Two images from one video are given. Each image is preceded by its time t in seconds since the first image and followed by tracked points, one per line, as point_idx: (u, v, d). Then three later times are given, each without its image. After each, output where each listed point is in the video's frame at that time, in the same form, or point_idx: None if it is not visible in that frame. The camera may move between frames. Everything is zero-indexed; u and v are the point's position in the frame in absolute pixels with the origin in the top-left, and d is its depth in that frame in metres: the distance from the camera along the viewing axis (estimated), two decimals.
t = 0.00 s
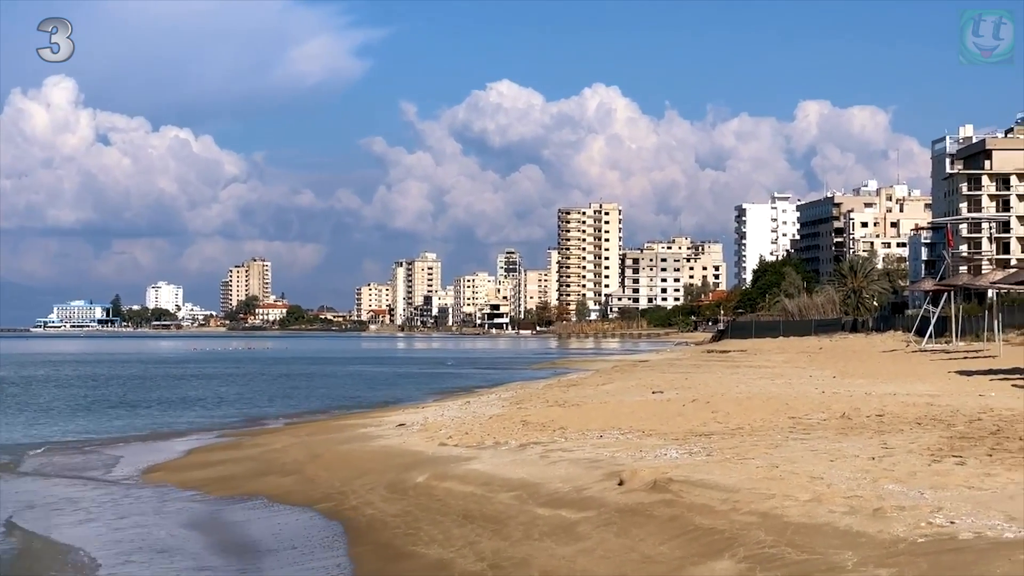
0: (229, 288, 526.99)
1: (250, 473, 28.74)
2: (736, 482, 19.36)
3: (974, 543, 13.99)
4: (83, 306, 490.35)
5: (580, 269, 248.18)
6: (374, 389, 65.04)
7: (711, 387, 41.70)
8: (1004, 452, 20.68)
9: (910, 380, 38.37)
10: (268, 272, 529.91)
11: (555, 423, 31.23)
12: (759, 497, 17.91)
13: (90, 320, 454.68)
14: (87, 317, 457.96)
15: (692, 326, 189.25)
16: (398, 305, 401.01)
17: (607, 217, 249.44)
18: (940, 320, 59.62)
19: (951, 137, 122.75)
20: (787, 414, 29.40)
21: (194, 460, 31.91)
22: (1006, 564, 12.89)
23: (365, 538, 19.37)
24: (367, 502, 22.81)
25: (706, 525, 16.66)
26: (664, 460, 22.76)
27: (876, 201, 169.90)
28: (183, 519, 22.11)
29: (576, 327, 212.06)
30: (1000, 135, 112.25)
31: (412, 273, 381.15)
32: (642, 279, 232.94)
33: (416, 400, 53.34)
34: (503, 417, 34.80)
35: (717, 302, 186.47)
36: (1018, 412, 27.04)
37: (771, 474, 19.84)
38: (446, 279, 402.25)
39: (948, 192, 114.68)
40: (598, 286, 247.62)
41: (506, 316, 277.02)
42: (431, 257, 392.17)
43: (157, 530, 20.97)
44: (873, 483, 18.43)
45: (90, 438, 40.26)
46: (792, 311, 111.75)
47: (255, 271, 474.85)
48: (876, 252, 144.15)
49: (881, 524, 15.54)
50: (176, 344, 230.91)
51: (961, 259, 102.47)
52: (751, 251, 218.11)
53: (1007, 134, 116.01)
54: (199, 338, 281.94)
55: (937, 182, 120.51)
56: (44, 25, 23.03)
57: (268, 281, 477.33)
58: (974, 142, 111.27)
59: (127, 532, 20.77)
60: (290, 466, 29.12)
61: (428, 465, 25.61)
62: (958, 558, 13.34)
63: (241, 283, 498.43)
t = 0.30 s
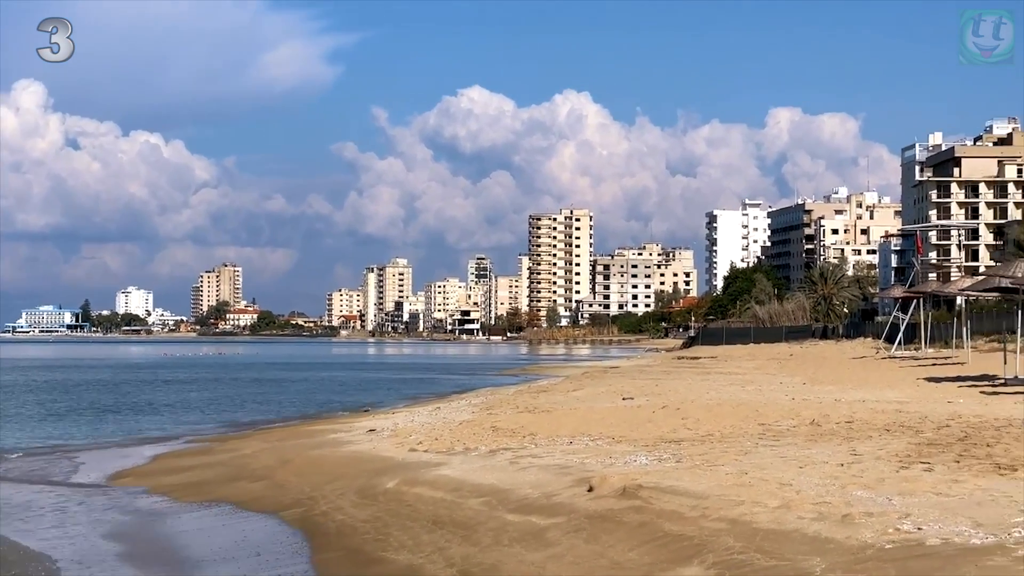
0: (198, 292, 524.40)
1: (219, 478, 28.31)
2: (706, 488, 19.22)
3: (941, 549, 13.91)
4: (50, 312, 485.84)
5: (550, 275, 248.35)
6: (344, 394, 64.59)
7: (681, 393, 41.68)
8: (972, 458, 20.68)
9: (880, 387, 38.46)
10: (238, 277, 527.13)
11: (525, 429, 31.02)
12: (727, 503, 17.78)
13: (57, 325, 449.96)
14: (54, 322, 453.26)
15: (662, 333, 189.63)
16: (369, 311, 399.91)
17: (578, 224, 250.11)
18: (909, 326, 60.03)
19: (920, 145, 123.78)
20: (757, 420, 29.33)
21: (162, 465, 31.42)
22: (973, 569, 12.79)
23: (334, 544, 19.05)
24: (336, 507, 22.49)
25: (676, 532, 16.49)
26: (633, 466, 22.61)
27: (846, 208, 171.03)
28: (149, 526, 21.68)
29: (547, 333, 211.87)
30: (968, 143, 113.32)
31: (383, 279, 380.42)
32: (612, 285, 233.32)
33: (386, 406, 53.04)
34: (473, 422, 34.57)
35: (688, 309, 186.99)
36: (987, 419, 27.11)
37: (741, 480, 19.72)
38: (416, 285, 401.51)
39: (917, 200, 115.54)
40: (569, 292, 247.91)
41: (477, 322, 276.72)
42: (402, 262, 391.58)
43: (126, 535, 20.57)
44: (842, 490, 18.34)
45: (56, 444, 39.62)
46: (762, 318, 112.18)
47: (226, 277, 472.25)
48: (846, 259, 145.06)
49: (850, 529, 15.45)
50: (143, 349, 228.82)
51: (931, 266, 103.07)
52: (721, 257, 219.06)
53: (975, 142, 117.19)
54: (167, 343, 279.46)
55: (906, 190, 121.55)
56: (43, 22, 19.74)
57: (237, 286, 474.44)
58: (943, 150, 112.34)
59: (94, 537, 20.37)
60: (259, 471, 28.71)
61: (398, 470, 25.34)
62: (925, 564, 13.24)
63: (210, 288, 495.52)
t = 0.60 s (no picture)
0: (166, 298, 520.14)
1: (187, 484, 27.80)
2: (675, 495, 19.02)
3: (909, 556, 13.76)
4: (16, 317, 480.24)
5: (521, 282, 248.30)
6: (314, 400, 64.05)
7: (650, 400, 41.59)
8: (940, 465, 20.59)
9: (849, 394, 38.54)
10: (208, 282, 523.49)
11: (495, 436, 30.72)
12: (697, 511, 17.57)
13: (23, 330, 444.62)
14: (20, 328, 447.95)
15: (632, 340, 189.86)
16: (340, 317, 398.27)
17: (549, 230, 250.42)
18: (879, 333, 60.37)
19: (890, 153, 124.48)
20: (726, 427, 29.20)
21: (129, 472, 30.85)
22: None
23: (302, 551, 18.68)
24: (305, 514, 22.09)
25: (645, 539, 16.26)
26: (603, 473, 22.38)
27: (817, 216, 172.16)
28: (115, 534, 21.20)
29: (517, 340, 211.56)
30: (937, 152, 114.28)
31: (354, 285, 379.09)
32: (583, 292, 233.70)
33: (357, 412, 52.58)
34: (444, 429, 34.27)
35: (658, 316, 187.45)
36: (955, 426, 27.12)
37: (711, 487, 19.51)
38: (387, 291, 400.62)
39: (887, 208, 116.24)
40: (539, 299, 248.05)
41: (447, 328, 276.16)
42: (373, 269, 390.39)
43: (91, 544, 20.13)
44: (811, 497, 18.18)
45: (20, 451, 38.88)
46: (733, 325, 112.48)
47: (196, 283, 468.65)
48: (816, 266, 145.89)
49: (819, 537, 15.27)
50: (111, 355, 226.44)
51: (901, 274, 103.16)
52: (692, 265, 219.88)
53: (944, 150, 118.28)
54: (136, 350, 276.70)
55: (876, 198, 122.47)
56: (41, 23, 21.54)
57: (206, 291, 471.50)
58: (913, 158, 113.34)
59: (57, 547, 19.89)
60: (228, 478, 28.23)
61: (367, 477, 24.98)
62: (896, 572, 13.06)
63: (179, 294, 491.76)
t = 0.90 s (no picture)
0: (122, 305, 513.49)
1: (142, 494, 27.03)
2: (632, 505, 18.65)
3: (866, 565, 13.48)
4: None
5: (479, 290, 247.81)
6: (271, 408, 63.03)
7: (608, 409, 41.24)
8: (897, 475, 20.40)
9: (807, 403, 38.41)
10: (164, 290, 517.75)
11: (452, 444, 30.24)
12: (654, 520, 17.22)
13: None
14: None
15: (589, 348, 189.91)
16: (298, 325, 395.29)
17: (507, 239, 250.29)
18: (836, 341, 60.54)
19: (849, 162, 125.78)
20: (684, 437, 28.91)
21: (83, 481, 29.97)
22: None
23: (257, 561, 18.10)
24: (261, 523, 21.48)
25: (602, 548, 15.88)
26: (561, 482, 21.98)
27: (775, 225, 173.17)
28: (66, 545, 20.46)
29: (476, 348, 210.82)
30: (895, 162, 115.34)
31: (313, 292, 376.41)
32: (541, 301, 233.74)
33: (314, 420, 51.74)
34: (401, 437, 33.71)
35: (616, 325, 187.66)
36: (912, 436, 26.99)
37: (668, 497, 19.17)
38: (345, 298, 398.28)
39: (845, 218, 117.11)
40: (498, 307, 247.70)
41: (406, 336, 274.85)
42: (332, 277, 388.13)
43: (38, 555, 19.38)
44: (768, 506, 17.89)
45: None
46: (691, 334, 112.74)
47: (152, 290, 463.21)
48: (774, 275, 146.81)
49: (775, 546, 14.98)
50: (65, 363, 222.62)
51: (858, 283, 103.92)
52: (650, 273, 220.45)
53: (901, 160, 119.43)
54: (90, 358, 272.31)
55: (834, 207, 123.39)
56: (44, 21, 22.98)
57: (162, 298, 466.21)
58: (870, 168, 114.29)
59: (4, 560, 19.13)
60: (184, 487, 27.50)
61: (325, 485, 24.39)
62: None
63: (134, 301, 485.75)
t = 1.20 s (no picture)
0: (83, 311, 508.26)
1: (104, 501, 26.39)
2: (597, 512, 18.36)
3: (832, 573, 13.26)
4: None
5: (444, 297, 247.31)
6: (237, 415, 62.24)
7: (573, 416, 40.97)
8: (861, 482, 20.26)
9: (772, 411, 38.34)
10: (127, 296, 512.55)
11: (417, 451, 29.84)
12: (618, 527, 16.95)
13: None
14: None
15: (554, 355, 189.71)
16: (263, 331, 392.73)
17: (473, 245, 250.45)
18: (801, 348, 60.75)
19: (814, 170, 127.02)
20: (649, 444, 28.72)
21: (44, 488, 29.24)
22: None
23: (220, 569, 17.63)
24: (224, 530, 20.97)
25: (566, 555, 15.60)
26: (525, 489, 21.69)
27: (741, 232, 174.22)
28: (25, 552, 19.85)
29: (441, 354, 209.99)
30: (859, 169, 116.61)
31: (278, 299, 374.66)
32: (507, 308, 233.64)
33: (280, 427, 51.10)
34: (367, 444, 33.27)
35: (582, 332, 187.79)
36: (876, 443, 26.93)
37: (633, 504, 18.90)
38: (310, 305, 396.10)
39: (810, 225, 117.87)
40: (463, 314, 247.32)
41: (371, 343, 273.61)
42: (297, 284, 386.35)
43: None
44: (732, 514, 17.67)
45: None
46: (656, 341, 112.91)
47: (116, 296, 458.82)
48: (739, 282, 147.52)
49: (739, 553, 14.76)
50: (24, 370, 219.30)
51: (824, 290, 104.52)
52: (616, 280, 221.00)
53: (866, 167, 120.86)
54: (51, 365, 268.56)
55: (800, 215, 124.28)
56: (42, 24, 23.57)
57: (126, 304, 461.58)
58: (836, 176, 115.43)
59: None
60: (148, 494, 26.89)
61: (289, 492, 23.93)
62: None
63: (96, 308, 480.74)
